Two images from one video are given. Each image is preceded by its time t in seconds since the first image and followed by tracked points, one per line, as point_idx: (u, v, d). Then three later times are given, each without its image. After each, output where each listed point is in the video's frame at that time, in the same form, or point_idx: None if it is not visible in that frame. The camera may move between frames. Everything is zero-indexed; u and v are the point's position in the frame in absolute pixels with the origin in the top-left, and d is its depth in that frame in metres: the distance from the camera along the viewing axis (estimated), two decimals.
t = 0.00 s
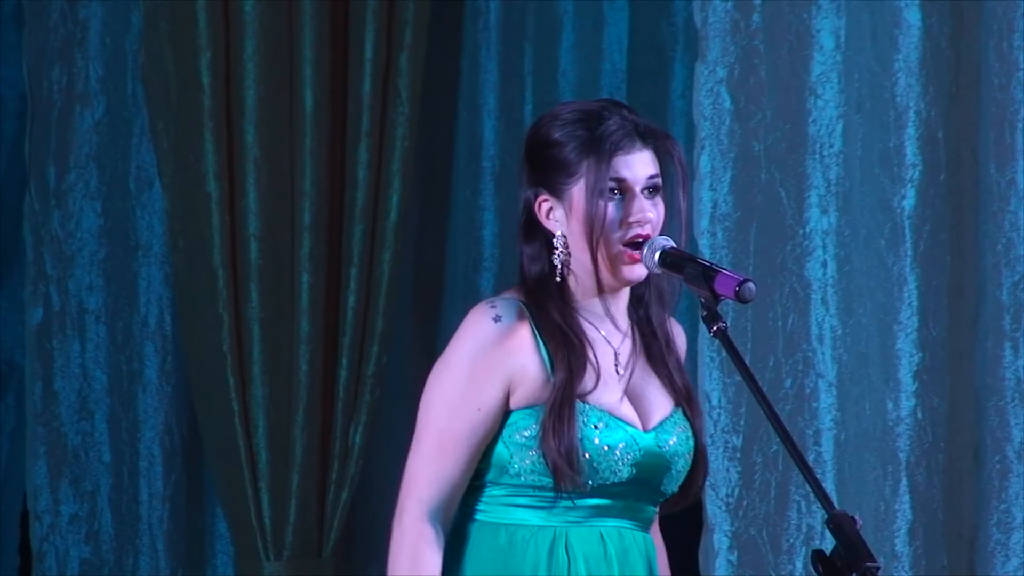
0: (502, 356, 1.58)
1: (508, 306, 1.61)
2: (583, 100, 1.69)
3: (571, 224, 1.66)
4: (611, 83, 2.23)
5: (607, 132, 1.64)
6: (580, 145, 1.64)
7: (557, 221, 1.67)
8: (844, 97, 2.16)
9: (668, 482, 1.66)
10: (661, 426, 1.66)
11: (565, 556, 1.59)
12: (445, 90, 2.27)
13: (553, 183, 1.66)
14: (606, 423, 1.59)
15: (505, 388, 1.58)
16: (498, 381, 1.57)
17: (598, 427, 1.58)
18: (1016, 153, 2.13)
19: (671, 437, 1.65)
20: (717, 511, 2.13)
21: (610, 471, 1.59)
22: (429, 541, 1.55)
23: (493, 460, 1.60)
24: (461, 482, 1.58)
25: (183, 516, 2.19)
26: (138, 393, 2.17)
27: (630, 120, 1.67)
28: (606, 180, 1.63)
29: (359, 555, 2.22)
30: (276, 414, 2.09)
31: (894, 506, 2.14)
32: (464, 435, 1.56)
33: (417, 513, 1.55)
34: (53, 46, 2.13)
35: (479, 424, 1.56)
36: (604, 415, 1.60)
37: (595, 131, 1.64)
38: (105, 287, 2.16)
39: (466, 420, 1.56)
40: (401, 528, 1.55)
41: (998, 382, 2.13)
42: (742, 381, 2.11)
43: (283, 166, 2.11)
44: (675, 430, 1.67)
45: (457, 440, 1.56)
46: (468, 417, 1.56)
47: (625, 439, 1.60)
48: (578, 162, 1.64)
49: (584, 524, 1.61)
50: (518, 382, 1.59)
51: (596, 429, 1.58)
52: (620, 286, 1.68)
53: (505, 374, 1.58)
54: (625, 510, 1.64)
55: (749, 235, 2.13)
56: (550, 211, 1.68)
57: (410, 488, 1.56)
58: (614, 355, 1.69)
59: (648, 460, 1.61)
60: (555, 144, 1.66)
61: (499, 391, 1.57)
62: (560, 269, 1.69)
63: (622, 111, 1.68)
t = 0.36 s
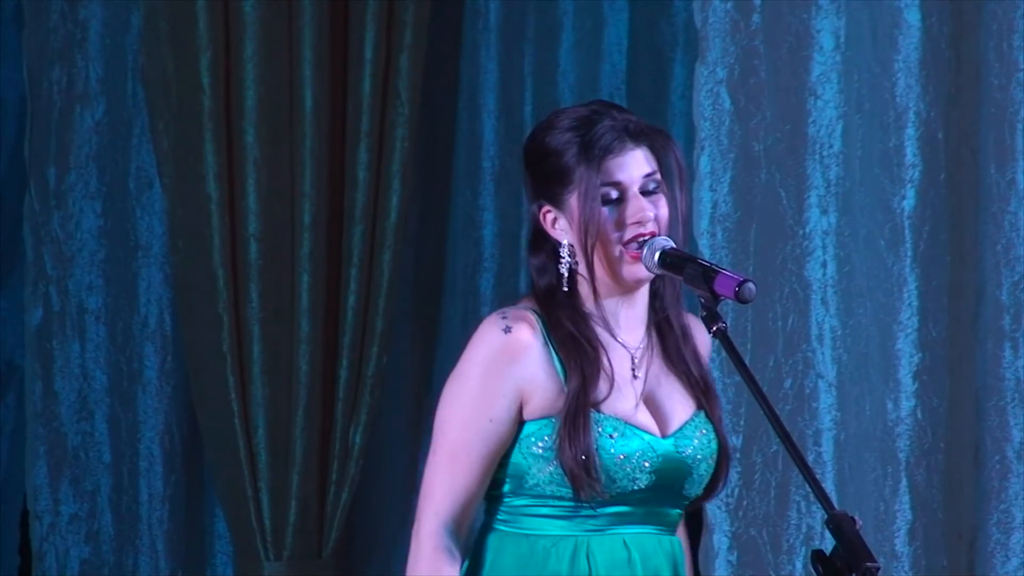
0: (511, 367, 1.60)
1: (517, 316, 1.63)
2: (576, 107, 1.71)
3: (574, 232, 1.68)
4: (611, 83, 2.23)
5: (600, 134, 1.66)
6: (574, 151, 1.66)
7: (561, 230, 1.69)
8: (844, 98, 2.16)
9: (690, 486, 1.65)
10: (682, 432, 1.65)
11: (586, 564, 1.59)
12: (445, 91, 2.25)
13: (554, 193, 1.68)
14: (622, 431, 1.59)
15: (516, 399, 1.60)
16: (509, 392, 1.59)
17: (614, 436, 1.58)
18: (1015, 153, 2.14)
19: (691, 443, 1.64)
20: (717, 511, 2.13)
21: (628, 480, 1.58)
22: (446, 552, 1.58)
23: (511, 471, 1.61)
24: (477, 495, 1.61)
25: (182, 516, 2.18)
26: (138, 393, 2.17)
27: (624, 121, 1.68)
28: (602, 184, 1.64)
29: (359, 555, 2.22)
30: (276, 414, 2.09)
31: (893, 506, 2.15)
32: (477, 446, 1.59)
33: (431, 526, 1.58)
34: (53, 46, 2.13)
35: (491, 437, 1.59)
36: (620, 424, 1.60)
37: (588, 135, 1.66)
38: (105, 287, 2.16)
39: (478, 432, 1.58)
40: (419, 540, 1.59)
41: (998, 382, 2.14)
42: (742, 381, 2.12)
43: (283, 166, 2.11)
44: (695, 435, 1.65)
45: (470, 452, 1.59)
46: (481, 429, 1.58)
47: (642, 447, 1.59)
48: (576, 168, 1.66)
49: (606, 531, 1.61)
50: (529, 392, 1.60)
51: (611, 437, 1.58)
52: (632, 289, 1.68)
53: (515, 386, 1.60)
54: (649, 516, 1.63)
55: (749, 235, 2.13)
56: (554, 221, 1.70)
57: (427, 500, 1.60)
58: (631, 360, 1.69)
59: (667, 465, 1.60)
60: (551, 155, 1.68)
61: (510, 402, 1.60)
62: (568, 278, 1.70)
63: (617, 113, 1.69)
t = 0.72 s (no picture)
0: (523, 369, 1.69)
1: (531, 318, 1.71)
2: (591, 110, 1.80)
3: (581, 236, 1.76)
4: (611, 85, 2.24)
5: (602, 135, 1.74)
6: (577, 153, 1.74)
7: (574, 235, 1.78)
8: (842, 99, 2.17)
9: (713, 485, 1.66)
10: (701, 430, 1.67)
11: (603, 562, 1.63)
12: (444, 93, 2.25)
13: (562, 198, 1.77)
14: (631, 429, 1.63)
15: (530, 399, 1.68)
16: (522, 393, 1.68)
17: (623, 434, 1.63)
18: (1014, 155, 2.14)
19: (710, 441, 1.66)
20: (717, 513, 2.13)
21: (641, 477, 1.62)
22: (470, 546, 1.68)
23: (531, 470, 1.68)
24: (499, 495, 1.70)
25: (182, 517, 2.19)
26: (138, 394, 2.17)
27: (623, 123, 1.75)
28: (597, 187, 1.72)
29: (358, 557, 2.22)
30: (274, 415, 2.09)
31: (893, 508, 2.15)
32: (494, 447, 1.68)
33: (453, 522, 1.68)
34: (52, 47, 2.13)
35: (508, 439, 1.68)
36: (630, 422, 1.64)
37: (591, 135, 1.74)
38: (104, 289, 2.16)
39: (495, 433, 1.68)
40: (445, 536, 1.69)
41: (997, 384, 2.14)
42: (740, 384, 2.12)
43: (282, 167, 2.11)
44: (716, 433, 1.67)
45: (488, 452, 1.68)
46: (497, 430, 1.68)
47: (654, 445, 1.62)
48: (578, 168, 1.73)
49: (625, 530, 1.65)
50: (543, 392, 1.68)
51: (620, 435, 1.63)
52: (640, 289, 1.75)
53: (529, 388, 1.68)
54: (671, 515, 1.66)
55: (748, 235, 2.13)
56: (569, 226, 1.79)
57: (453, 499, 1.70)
58: (652, 363, 1.74)
59: (682, 464, 1.63)
60: (559, 157, 1.77)
61: (524, 403, 1.68)
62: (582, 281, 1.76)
63: (618, 116, 1.76)
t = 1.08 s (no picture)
0: (530, 366, 1.75)
1: (540, 316, 1.77)
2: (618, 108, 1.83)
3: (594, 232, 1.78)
4: (611, 84, 2.23)
5: (617, 128, 1.76)
6: (589, 148, 1.77)
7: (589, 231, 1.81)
8: (843, 99, 2.17)
9: (717, 486, 1.65)
10: (704, 430, 1.67)
11: (601, 557, 1.65)
12: (444, 93, 2.25)
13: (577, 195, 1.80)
14: (624, 426, 1.66)
15: (539, 395, 1.74)
16: (530, 390, 1.74)
17: (616, 431, 1.66)
18: (1015, 155, 2.14)
19: (712, 440, 1.66)
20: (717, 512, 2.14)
21: (634, 474, 1.64)
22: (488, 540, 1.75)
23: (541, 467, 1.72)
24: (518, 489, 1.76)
25: (182, 518, 2.18)
26: (138, 394, 2.17)
27: (636, 120, 1.76)
28: (604, 183, 1.74)
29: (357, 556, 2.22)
30: (275, 414, 2.09)
31: (893, 507, 2.15)
32: (506, 443, 1.74)
33: (474, 518, 1.75)
34: (52, 47, 2.14)
35: (520, 433, 1.74)
36: (624, 418, 1.67)
37: (606, 128, 1.77)
38: (105, 288, 2.16)
39: (507, 429, 1.74)
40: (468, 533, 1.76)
41: (998, 383, 2.15)
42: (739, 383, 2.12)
43: (283, 167, 2.11)
44: (719, 433, 1.67)
45: (501, 448, 1.74)
46: (508, 427, 1.74)
47: (648, 442, 1.64)
48: (589, 160, 1.76)
49: (627, 526, 1.66)
50: (551, 388, 1.74)
51: (613, 432, 1.66)
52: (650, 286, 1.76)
53: (537, 384, 1.74)
54: (676, 513, 1.66)
55: (748, 235, 2.16)
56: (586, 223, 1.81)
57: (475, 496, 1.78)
58: (661, 363, 1.75)
59: (678, 462, 1.64)
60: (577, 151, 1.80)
61: (532, 399, 1.74)
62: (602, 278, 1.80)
63: (632, 113, 1.78)
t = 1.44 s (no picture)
0: (531, 364, 1.78)
1: (541, 316, 1.81)
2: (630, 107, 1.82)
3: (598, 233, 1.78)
4: (612, 82, 2.23)
5: (625, 130, 1.75)
6: (595, 148, 1.77)
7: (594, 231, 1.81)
8: (844, 97, 2.18)
9: (705, 486, 1.66)
10: (689, 430, 1.67)
11: (591, 557, 1.67)
12: (446, 93, 2.26)
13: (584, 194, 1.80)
14: (607, 426, 1.68)
15: (539, 394, 1.77)
16: (531, 389, 1.78)
17: (600, 431, 1.68)
18: (1017, 152, 2.14)
19: (698, 441, 1.66)
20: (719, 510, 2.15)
21: (617, 474, 1.66)
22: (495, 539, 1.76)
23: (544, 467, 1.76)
24: (526, 490, 1.78)
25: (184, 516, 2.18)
26: (139, 392, 2.17)
27: (644, 123, 1.76)
28: (606, 186, 1.73)
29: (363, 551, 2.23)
30: (277, 412, 2.09)
31: (895, 505, 2.15)
32: (510, 442, 1.77)
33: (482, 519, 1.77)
34: (54, 45, 2.14)
35: (524, 432, 1.77)
36: (608, 418, 1.69)
37: (615, 129, 1.76)
38: (107, 286, 2.16)
39: (511, 429, 1.78)
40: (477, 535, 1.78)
41: (999, 381, 2.14)
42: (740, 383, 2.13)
43: (285, 165, 2.10)
44: (705, 433, 1.67)
45: (505, 447, 1.78)
46: (511, 427, 1.78)
47: (631, 442, 1.66)
48: (595, 160, 1.76)
49: (617, 527, 1.67)
50: (551, 386, 1.77)
51: (596, 432, 1.68)
52: (649, 288, 1.75)
53: (537, 383, 1.78)
54: (665, 514, 1.67)
55: (749, 233, 2.18)
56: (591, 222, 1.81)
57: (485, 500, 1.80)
58: (657, 366, 1.75)
59: (661, 462, 1.65)
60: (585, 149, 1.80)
61: (532, 398, 1.77)
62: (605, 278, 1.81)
63: (641, 115, 1.77)
